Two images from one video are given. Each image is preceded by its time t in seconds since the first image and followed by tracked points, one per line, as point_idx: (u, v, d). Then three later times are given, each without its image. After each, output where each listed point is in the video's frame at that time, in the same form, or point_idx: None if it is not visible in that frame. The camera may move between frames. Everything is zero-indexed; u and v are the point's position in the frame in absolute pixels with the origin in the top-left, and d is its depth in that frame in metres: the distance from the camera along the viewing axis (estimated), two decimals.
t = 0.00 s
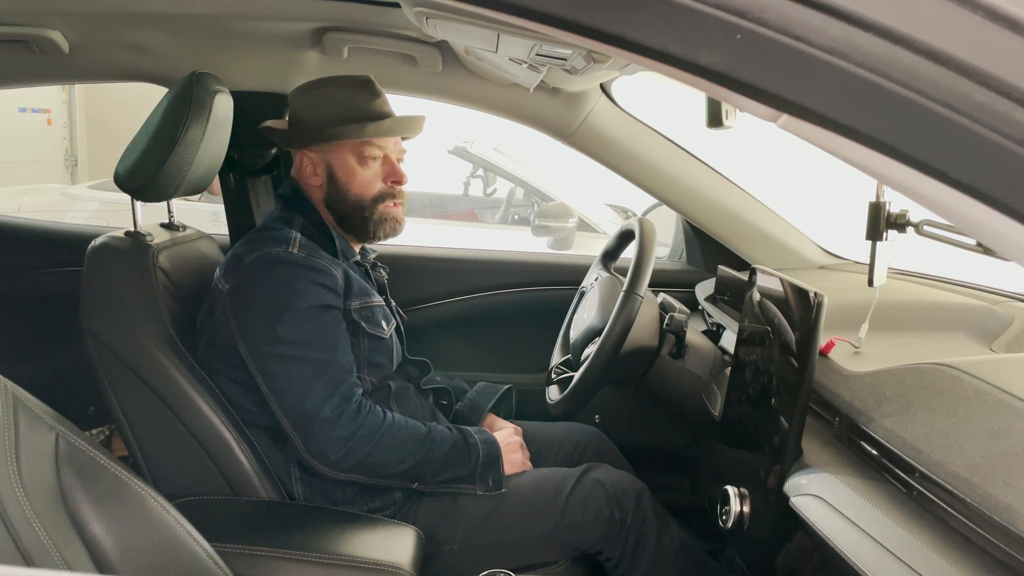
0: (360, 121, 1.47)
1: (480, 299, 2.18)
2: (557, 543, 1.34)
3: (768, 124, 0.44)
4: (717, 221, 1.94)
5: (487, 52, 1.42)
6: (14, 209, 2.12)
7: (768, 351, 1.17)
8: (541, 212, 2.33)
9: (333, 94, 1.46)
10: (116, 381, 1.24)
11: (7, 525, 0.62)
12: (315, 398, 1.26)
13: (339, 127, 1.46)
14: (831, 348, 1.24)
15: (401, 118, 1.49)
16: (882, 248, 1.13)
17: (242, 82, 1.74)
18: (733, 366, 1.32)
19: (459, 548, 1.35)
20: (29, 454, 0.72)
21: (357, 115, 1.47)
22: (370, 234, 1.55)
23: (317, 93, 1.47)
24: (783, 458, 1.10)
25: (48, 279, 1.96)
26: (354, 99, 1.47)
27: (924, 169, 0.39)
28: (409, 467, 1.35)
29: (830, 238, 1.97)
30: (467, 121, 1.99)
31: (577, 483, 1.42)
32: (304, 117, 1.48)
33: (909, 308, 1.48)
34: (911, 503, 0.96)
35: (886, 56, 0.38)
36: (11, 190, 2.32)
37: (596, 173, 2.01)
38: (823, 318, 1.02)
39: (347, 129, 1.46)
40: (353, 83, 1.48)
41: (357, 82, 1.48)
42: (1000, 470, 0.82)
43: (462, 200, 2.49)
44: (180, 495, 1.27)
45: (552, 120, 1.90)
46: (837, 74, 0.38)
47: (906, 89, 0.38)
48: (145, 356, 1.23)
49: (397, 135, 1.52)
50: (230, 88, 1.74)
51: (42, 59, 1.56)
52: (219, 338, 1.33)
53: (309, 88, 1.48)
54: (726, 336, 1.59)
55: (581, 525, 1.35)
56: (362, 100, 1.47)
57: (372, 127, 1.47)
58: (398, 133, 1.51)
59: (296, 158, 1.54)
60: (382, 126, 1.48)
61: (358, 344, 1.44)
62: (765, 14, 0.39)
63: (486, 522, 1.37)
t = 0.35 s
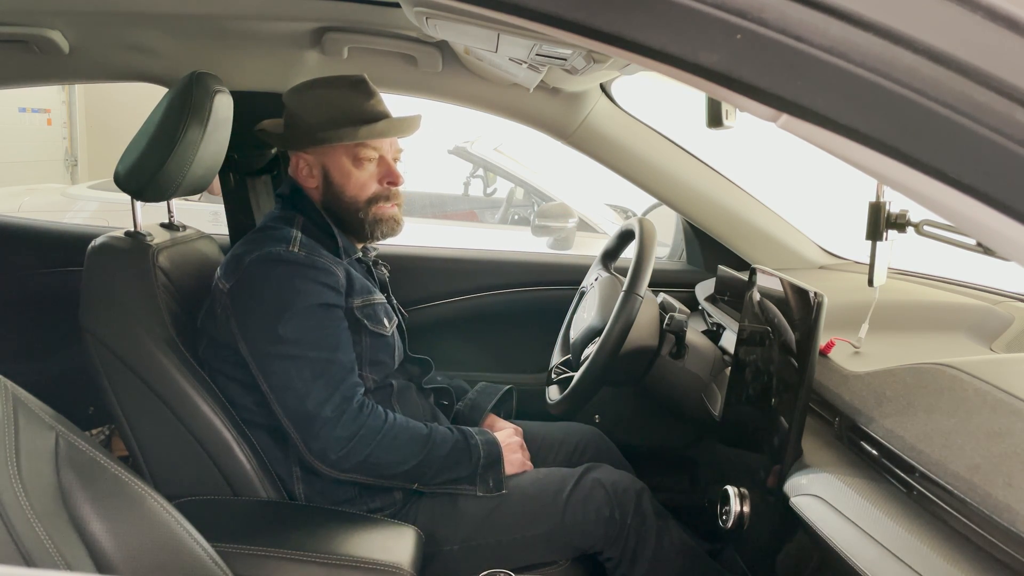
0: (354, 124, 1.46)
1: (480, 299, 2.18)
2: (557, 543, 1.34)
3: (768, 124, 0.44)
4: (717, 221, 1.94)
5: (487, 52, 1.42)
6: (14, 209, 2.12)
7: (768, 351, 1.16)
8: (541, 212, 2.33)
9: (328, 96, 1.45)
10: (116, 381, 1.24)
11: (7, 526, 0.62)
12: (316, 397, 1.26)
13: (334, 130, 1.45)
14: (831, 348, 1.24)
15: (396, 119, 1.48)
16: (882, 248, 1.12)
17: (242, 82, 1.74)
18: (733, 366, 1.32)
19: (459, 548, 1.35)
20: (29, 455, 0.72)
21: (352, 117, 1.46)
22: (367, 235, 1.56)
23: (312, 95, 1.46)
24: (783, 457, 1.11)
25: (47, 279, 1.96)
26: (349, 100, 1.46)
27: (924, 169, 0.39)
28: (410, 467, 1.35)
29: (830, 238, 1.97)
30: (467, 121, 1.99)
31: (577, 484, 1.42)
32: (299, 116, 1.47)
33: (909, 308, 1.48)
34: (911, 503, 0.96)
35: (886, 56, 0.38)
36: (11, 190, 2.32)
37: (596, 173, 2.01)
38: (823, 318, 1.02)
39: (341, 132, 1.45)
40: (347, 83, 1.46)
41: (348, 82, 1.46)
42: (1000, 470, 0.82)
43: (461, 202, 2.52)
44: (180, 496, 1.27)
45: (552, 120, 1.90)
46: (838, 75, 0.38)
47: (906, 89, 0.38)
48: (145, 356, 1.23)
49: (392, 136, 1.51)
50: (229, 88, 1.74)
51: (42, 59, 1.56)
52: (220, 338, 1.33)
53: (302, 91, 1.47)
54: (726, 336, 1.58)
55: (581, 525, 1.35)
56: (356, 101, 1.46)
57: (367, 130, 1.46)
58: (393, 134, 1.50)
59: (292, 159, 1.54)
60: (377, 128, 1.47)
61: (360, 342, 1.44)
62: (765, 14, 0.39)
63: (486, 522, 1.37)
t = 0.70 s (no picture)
0: (355, 125, 1.46)
1: (480, 299, 2.18)
2: (557, 543, 1.34)
3: (768, 124, 0.44)
4: (717, 221, 1.94)
5: (487, 52, 1.42)
6: (14, 209, 2.12)
7: (768, 351, 1.16)
8: (541, 212, 2.33)
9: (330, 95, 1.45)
10: (115, 381, 1.24)
11: (7, 526, 0.62)
12: (318, 394, 1.26)
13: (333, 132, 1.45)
14: (831, 348, 1.24)
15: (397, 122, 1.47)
16: (882, 248, 1.12)
17: (242, 82, 1.74)
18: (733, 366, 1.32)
19: (460, 547, 1.35)
20: (28, 455, 0.72)
21: (352, 118, 1.46)
22: (366, 235, 1.56)
23: (314, 94, 1.46)
24: (783, 458, 1.11)
25: (48, 279, 1.96)
26: (350, 100, 1.46)
27: (924, 169, 0.39)
28: (412, 464, 1.35)
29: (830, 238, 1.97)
30: (467, 121, 1.99)
31: (577, 484, 1.41)
32: (299, 116, 1.48)
33: (909, 308, 1.48)
34: (911, 503, 0.96)
35: (886, 56, 0.38)
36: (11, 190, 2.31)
37: (596, 173, 2.01)
38: (823, 318, 1.02)
39: (341, 133, 1.45)
40: (351, 83, 1.47)
41: (352, 82, 1.47)
42: (1000, 470, 0.82)
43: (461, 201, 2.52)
44: (181, 495, 1.27)
45: (552, 120, 1.90)
46: (837, 75, 0.38)
47: (906, 89, 0.38)
48: (145, 356, 1.23)
49: (393, 138, 1.50)
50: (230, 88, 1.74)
51: (42, 59, 1.56)
52: (220, 337, 1.33)
53: (305, 88, 1.47)
54: (726, 336, 1.60)
55: (581, 525, 1.35)
56: (357, 101, 1.46)
57: (367, 132, 1.46)
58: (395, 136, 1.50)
59: (294, 157, 1.54)
60: (378, 131, 1.46)
61: (363, 337, 1.44)
62: (764, 14, 0.39)
63: (486, 522, 1.37)
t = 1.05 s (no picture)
0: (357, 124, 1.46)
1: (480, 299, 2.18)
2: (557, 543, 1.34)
3: (768, 124, 0.44)
4: (717, 221, 1.94)
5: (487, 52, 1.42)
6: (14, 209, 2.12)
7: (768, 351, 1.16)
8: (541, 212, 2.33)
9: (332, 95, 1.46)
10: (115, 381, 1.24)
11: (7, 526, 0.62)
12: (318, 394, 1.26)
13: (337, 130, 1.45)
14: (831, 348, 1.24)
15: (400, 121, 1.48)
16: (883, 248, 1.12)
17: (242, 82, 1.74)
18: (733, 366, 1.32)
19: (460, 548, 1.35)
20: (28, 455, 0.72)
21: (354, 117, 1.47)
22: (367, 236, 1.55)
23: (316, 93, 1.47)
24: (782, 458, 1.11)
25: (48, 279, 1.96)
26: (352, 100, 1.47)
27: (924, 169, 0.39)
28: (413, 464, 1.36)
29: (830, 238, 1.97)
30: (466, 121, 1.99)
31: (577, 484, 1.41)
32: (301, 116, 1.48)
33: (909, 309, 1.48)
34: (910, 503, 0.96)
35: (886, 56, 0.38)
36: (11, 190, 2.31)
37: (596, 173, 2.01)
38: (823, 318, 1.02)
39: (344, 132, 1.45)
40: (353, 84, 1.48)
41: (355, 83, 1.48)
42: (1001, 470, 0.82)
43: (461, 201, 2.52)
44: (180, 495, 1.27)
45: (552, 120, 1.90)
46: (838, 75, 0.38)
47: (906, 89, 0.38)
48: (145, 356, 1.23)
49: (395, 138, 1.51)
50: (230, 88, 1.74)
51: (42, 59, 1.56)
52: (221, 337, 1.33)
53: (308, 88, 1.48)
54: (726, 336, 1.59)
55: (581, 525, 1.35)
56: (359, 101, 1.47)
57: (370, 131, 1.46)
58: (398, 136, 1.51)
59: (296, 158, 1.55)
60: (381, 130, 1.47)
61: (363, 337, 1.44)
62: (765, 14, 0.39)
63: (486, 523, 1.36)
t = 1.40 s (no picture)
0: (357, 123, 1.46)
1: (481, 299, 2.18)
2: (557, 544, 1.34)
3: (768, 124, 0.44)
4: (717, 221, 1.94)
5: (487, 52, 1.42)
6: (14, 209, 2.12)
7: (768, 351, 1.16)
8: (541, 212, 2.32)
9: (332, 94, 1.46)
10: (116, 381, 1.24)
11: (8, 527, 0.62)
12: (317, 392, 1.26)
13: (338, 129, 1.46)
14: (831, 348, 1.24)
15: (400, 119, 1.48)
16: (882, 248, 1.12)
17: (242, 82, 1.74)
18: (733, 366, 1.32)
19: (461, 548, 1.35)
20: (29, 455, 0.72)
21: (354, 116, 1.47)
22: (367, 234, 1.55)
23: (316, 92, 1.47)
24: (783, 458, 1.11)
25: (48, 279, 1.96)
26: (352, 99, 1.47)
27: (924, 169, 0.39)
28: (416, 457, 1.34)
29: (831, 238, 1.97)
30: (466, 121, 1.99)
31: (577, 485, 1.41)
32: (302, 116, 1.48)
33: (909, 309, 1.48)
34: (910, 503, 0.96)
35: (886, 56, 0.38)
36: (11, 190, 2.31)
37: (596, 173, 2.01)
38: (823, 318, 1.02)
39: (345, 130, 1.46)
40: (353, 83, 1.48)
41: (355, 82, 1.48)
42: (1000, 470, 0.82)
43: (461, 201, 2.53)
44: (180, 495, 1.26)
45: (552, 120, 1.90)
46: (838, 75, 0.38)
47: (906, 89, 0.38)
48: (145, 356, 1.23)
49: (395, 136, 1.51)
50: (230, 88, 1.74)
51: (41, 59, 1.56)
52: (221, 338, 1.33)
53: (307, 88, 1.48)
54: (726, 336, 1.59)
55: (581, 525, 1.35)
56: (360, 100, 1.47)
57: (370, 129, 1.46)
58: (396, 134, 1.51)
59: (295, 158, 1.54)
60: (381, 128, 1.47)
61: (362, 337, 1.44)
62: (765, 14, 0.39)
63: (486, 522, 1.37)
